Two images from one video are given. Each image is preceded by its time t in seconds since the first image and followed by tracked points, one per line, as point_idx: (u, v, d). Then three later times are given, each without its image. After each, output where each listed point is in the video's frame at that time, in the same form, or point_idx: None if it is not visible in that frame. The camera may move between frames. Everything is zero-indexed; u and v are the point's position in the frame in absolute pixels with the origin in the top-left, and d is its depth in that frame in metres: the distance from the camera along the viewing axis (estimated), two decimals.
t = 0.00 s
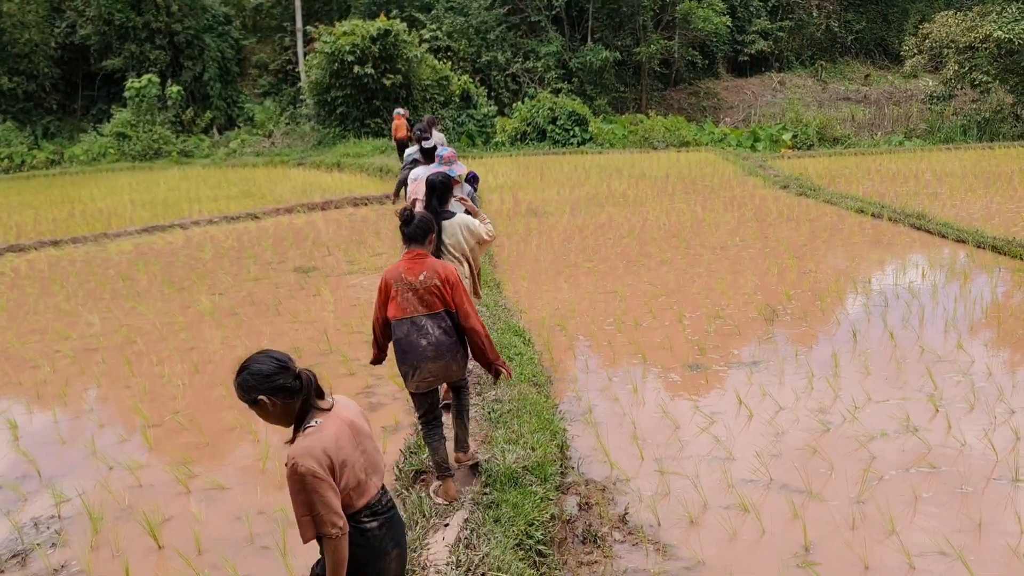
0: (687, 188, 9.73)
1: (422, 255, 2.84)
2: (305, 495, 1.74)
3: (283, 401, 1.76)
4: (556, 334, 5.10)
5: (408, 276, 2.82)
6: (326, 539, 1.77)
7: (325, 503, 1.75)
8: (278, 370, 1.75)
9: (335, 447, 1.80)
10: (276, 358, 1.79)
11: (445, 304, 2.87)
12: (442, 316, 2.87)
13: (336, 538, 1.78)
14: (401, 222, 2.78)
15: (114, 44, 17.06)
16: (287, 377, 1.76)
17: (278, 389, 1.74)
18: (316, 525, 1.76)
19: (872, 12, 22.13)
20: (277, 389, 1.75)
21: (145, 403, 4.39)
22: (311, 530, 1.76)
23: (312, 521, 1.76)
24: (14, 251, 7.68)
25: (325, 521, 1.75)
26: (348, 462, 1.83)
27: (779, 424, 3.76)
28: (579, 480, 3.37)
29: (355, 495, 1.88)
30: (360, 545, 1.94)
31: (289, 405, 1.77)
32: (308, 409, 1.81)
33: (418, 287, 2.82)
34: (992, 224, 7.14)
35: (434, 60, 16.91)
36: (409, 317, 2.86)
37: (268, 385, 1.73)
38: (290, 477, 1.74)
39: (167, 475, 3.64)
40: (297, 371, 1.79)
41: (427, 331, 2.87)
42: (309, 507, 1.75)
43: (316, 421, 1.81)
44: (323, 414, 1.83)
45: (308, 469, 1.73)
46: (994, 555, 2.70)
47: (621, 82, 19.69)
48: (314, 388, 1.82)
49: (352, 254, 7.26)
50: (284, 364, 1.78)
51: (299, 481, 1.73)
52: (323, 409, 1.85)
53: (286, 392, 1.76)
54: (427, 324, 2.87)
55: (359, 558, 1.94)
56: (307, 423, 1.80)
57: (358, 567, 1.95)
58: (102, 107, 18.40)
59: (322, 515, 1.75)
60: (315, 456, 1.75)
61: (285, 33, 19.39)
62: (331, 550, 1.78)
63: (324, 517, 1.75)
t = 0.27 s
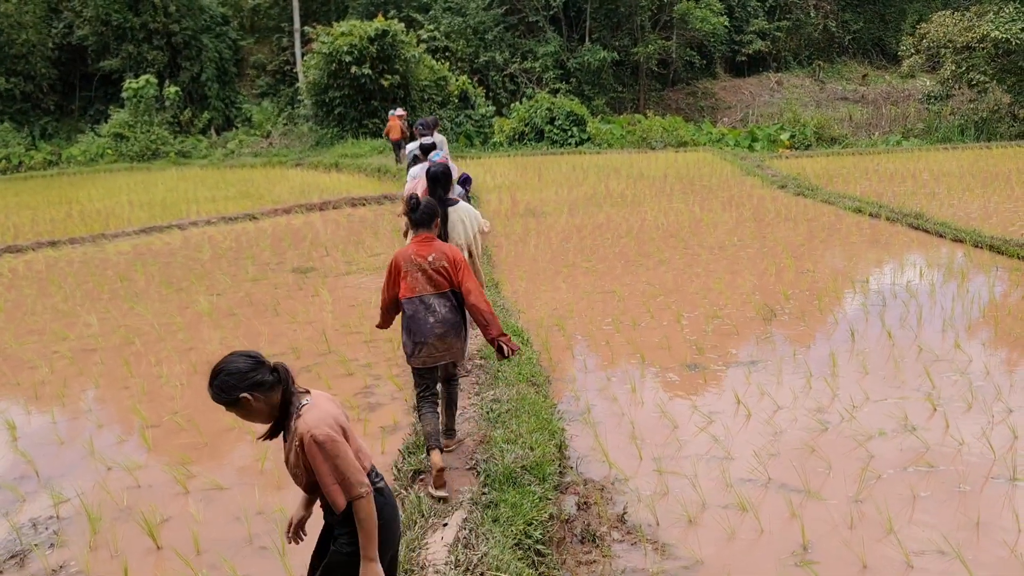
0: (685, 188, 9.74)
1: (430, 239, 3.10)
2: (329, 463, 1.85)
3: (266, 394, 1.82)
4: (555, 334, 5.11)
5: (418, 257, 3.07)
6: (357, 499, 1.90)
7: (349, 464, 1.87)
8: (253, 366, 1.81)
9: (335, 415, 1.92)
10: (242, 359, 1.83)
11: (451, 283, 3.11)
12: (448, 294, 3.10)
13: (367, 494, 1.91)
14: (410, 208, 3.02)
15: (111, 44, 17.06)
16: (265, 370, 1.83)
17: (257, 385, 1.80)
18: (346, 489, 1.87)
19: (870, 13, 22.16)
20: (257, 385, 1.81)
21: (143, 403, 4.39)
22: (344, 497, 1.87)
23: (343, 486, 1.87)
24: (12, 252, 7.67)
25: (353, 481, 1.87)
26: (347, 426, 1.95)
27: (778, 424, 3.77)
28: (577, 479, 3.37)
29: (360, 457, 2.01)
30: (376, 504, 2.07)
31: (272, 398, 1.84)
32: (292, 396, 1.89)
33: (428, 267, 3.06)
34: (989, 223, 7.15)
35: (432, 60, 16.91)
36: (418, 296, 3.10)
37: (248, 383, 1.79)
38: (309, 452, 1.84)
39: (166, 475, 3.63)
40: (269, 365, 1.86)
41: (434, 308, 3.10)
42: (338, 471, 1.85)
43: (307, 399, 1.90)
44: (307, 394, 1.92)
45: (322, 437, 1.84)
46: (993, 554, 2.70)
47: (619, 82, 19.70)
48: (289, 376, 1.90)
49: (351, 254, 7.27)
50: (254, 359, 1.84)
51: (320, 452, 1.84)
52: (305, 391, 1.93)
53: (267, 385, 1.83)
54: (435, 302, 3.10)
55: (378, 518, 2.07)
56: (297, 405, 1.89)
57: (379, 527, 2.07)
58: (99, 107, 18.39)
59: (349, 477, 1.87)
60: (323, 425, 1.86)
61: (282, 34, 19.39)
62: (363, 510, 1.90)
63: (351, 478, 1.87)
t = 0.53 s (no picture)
0: (681, 188, 9.74)
1: (430, 222, 3.34)
2: (337, 463, 1.86)
3: (256, 411, 1.82)
4: (551, 334, 5.10)
5: (418, 239, 3.31)
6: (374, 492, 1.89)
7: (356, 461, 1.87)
8: (238, 386, 1.81)
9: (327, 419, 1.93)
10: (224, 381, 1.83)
11: (450, 264, 3.34)
12: (446, 274, 3.33)
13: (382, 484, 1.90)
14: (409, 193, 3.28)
15: (107, 44, 17.03)
16: (251, 387, 1.83)
17: (245, 404, 1.80)
18: (361, 485, 1.86)
19: (866, 13, 22.20)
20: (246, 403, 1.81)
21: (139, 404, 4.39)
22: (358, 493, 1.86)
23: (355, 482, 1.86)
24: (8, 252, 7.66)
25: (364, 474, 1.86)
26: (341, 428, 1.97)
27: (774, 423, 3.77)
28: (574, 479, 3.38)
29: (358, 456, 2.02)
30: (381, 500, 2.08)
31: (261, 413, 1.84)
32: (281, 410, 1.89)
33: (426, 248, 3.29)
34: (985, 223, 7.17)
35: (428, 60, 16.90)
36: (418, 275, 3.35)
37: (237, 403, 1.79)
38: (316, 456, 1.85)
39: (162, 475, 3.63)
40: (253, 383, 1.85)
41: (434, 287, 3.34)
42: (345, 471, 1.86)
43: (296, 410, 1.91)
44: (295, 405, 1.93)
45: (322, 442, 1.86)
46: (988, 553, 2.71)
47: (615, 82, 19.72)
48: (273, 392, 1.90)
49: (347, 254, 7.26)
50: (236, 379, 1.84)
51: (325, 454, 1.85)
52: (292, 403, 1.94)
53: (254, 403, 1.82)
54: (434, 281, 3.34)
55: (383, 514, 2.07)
56: (287, 417, 1.89)
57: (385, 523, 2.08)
58: (95, 108, 18.36)
59: (359, 473, 1.87)
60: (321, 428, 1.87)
61: (279, 34, 19.37)
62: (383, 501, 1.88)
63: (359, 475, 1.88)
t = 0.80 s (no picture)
0: (679, 189, 9.75)
1: (432, 225, 3.40)
2: (345, 462, 1.89)
3: (257, 425, 1.84)
4: (550, 334, 5.10)
5: (420, 241, 3.36)
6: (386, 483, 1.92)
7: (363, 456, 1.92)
8: (236, 402, 1.83)
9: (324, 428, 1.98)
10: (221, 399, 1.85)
11: (451, 266, 3.39)
12: (447, 275, 3.38)
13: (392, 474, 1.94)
14: (413, 196, 3.34)
15: (106, 45, 17.00)
16: (250, 402, 1.86)
17: (246, 418, 1.82)
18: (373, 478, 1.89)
19: (864, 14, 22.27)
20: (247, 418, 1.83)
21: (138, 403, 4.38)
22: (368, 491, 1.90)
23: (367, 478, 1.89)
24: (6, 252, 7.64)
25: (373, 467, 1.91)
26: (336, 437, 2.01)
27: (773, 423, 3.77)
28: (572, 479, 3.38)
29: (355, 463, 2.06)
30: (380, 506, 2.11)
31: (261, 427, 1.86)
32: (280, 423, 1.91)
33: (428, 250, 3.35)
34: (983, 224, 7.18)
35: (427, 60, 16.91)
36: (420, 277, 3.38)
37: (239, 419, 1.81)
38: (324, 457, 1.88)
39: (160, 475, 3.62)
40: (250, 400, 1.87)
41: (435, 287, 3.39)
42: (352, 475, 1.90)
43: (294, 422, 1.95)
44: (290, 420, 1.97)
45: (325, 448, 1.90)
46: (986, 552, 2.71)
47: (614, 83, 19.73)
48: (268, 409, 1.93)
49: (346, 254, 7.26)
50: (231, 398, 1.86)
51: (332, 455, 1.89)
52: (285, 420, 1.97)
53: (254, 418, 1.85)
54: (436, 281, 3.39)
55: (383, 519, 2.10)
56: (287, 429, 1.92)
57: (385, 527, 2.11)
58: (93, 108, 18.34)
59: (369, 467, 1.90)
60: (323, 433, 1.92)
61: (277, 34, 19.35)
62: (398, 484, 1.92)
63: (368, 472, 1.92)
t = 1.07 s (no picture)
0: (680, 190, 9.74)
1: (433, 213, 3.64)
2: (349, 460, 1.90)
3: (254, 438, 1.84)
4: (550, 335, 5.10)
5: (422, 227, 3.61)
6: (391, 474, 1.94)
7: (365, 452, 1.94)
8: (232, 417, 1.82)
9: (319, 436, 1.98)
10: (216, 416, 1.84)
11: (449, 251, 3.65)
12: (444, 260, 3.65)
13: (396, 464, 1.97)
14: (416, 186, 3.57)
15: (107, 44, 17.00)
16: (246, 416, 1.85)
17: (243, 432, 1.81)
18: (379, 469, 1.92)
19: (865, 15, 22.27)
20: (245, 433, 1.82)
21: (138, 403, 4.38)
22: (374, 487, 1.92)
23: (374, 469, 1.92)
24: (6, 251, 7.64)
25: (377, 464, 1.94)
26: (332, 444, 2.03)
27: (773, 424, 3.77)
28: (572, 479, 3.38)
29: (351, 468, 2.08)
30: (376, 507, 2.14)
31: (257, 443, 1.85)
32: (275, 437, 1.91)
33: (427, 238, 3.60)
34: (983, 225, 7.17)
35: (428, 61, 16.91)
36: (421, 260, 3.65)
37: (236, 433, 1.80)
38: (326, 460, 1.89)
39: (160, 475, 3.62)
40: (246, 416, 1.87)
41: (434, 270, 3.66)
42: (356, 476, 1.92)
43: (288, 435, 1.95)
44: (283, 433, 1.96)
45: (326, 452, 1.90)
46: (986, 553, 2.72)
47: (615, 84, 19.74)
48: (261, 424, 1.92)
49: (346, 254, 7.26)
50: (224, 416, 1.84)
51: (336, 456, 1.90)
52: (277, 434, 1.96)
53: (250, 433, 1.84)
54: (435, 265, 3.66)
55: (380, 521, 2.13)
56: (284, 441, 1.92)
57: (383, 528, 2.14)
58: (94, 107, 18.34)
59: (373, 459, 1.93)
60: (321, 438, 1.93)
61: (278, 34, 19.35)
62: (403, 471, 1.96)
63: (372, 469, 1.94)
